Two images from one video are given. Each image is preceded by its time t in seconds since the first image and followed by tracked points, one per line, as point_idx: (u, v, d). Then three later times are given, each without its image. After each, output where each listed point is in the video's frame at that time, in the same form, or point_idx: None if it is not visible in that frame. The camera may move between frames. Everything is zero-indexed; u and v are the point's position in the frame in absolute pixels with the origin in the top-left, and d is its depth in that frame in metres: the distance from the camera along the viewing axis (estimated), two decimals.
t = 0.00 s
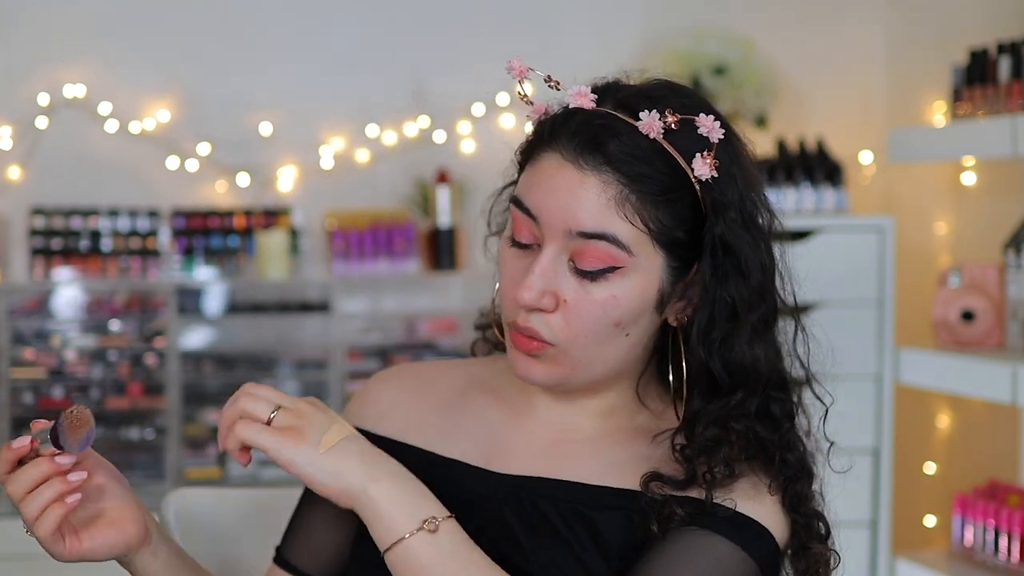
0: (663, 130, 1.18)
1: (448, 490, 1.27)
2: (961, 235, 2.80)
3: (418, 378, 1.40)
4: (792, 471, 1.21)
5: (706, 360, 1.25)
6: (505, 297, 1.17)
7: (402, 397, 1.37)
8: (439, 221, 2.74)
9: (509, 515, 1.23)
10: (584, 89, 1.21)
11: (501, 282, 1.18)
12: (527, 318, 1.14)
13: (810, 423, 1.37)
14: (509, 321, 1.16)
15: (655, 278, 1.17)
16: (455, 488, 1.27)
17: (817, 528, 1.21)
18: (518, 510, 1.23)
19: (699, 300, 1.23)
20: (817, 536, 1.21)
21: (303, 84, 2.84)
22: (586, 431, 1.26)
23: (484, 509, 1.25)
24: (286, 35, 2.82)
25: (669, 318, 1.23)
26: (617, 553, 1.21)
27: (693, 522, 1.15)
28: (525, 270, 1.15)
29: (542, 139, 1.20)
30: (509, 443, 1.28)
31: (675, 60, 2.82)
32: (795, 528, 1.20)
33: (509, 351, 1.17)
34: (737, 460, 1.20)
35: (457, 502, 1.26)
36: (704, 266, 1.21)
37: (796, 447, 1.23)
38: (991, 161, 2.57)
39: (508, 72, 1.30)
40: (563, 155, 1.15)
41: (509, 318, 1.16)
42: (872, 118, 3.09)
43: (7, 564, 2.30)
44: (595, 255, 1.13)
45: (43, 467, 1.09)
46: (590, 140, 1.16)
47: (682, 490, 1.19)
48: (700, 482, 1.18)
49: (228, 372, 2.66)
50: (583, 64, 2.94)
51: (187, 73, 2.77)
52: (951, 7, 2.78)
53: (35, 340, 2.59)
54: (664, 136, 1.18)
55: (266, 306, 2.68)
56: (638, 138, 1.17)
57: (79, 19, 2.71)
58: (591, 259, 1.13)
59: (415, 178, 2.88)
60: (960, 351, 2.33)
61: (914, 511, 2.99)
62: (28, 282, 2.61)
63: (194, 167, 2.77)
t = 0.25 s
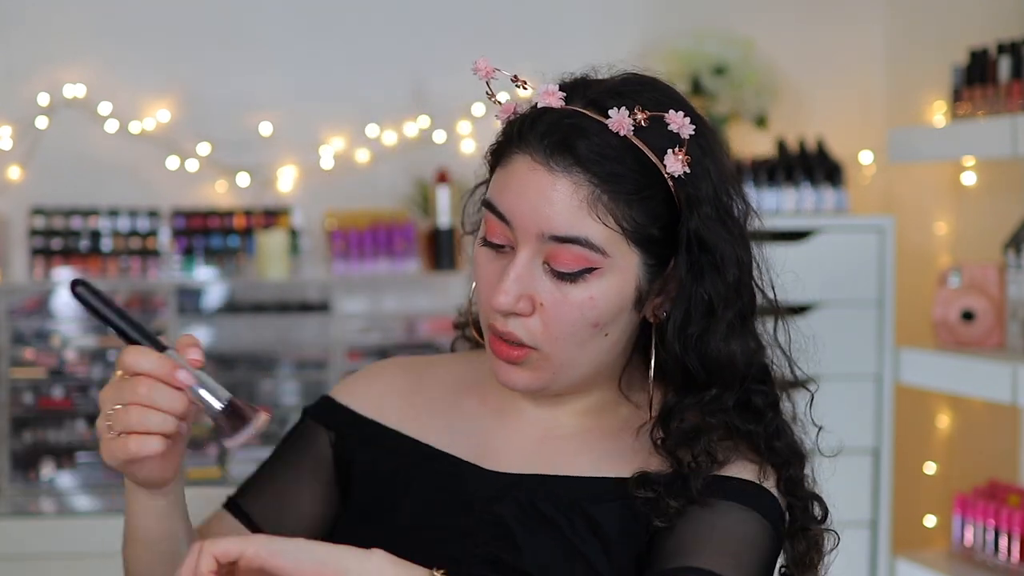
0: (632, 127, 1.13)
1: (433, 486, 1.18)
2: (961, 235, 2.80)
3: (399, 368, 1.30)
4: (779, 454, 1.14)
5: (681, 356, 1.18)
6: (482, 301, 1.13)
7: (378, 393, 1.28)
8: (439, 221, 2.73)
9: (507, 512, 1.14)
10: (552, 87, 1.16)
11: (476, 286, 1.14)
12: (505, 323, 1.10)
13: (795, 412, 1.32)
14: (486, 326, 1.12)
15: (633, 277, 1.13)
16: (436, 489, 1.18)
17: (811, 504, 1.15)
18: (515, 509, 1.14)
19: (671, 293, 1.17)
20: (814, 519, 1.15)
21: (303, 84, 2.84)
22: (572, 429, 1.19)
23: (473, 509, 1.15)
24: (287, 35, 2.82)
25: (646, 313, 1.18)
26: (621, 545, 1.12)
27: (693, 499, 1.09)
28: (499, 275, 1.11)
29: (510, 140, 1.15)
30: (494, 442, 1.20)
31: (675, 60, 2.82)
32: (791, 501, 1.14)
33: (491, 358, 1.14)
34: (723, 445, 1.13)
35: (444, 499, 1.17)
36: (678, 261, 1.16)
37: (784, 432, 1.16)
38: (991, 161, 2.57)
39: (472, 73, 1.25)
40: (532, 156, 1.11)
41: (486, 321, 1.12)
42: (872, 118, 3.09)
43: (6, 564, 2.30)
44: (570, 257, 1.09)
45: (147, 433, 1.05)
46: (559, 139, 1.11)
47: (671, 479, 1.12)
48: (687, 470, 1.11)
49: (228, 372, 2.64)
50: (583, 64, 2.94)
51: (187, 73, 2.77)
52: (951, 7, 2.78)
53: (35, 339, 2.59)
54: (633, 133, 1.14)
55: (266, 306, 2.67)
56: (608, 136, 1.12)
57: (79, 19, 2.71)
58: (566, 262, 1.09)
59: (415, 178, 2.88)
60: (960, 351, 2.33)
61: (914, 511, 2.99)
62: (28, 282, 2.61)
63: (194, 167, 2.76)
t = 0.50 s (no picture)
0: (641, 141, 1.10)
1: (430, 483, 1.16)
2: (961, 235, 2.80)
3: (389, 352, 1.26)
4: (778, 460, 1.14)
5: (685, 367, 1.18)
6: (482, 315, 1.10)
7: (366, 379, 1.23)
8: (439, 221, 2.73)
9: (508, 509, 1.13)
10: (554, 95, 1.12)
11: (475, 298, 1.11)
12: (509, 338, 1.08)
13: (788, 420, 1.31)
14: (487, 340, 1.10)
15: (637, 291, 1.11)
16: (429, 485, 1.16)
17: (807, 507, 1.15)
18: (516, 507, 1.13)
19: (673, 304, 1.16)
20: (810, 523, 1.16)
21: (303, 84, 2.84)
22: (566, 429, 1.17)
23: (474, 506, 1.14)
24: (286, 35, 2.82)
25: (647, 323, 1.16)
26: (625, 544, 1.13)
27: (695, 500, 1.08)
28: (502, 289, 1.08)
29: (511, 150, 1.12)
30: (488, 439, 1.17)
31: (675, 59, 2.82)
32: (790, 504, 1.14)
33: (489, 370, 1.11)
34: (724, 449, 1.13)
35: (440, 494, 1.15)
36: (683, 274, 1.15)
37: (784, 440, 1.16)
38: (991, 161, 2.57)
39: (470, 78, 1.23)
40: (538, 169, 1.08)
41: (487, 334, 1.10)
42: (872, 118, 3.09)
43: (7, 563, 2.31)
44: (577, 274, 1.07)
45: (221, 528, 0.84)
46: (566, 152, 1.08)
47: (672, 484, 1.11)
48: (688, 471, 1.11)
49: (228, 372, 2.66)
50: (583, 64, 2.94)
51: (187, 73, 2.77)
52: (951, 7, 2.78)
53: (35, 340, 2.59)
54: (642, 147, 1.11)
55: (266, 306, 2.68)
56: (615, 149, 1.10)
57: (79, 19, 2.71)
58: (572, 278, 1.07)
59: (415, 178, 2.88)
60: (960, 351, 2.33)
61: (914, 511, 2.99)
62: (28, 282, 2.61)
63: (194, 167, 2.77)
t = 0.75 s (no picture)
0: (653, 139, 1.08)
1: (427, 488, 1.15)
2: (961, 235, 2.80)
3: (384, 352, 1.25)
4: (785, 469, 1.13)
5: (693, 370, 1.17)
6: (485, 314, 1.08)
7: (361, 383, 1.22)
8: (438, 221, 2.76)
9: (507, 515, 1.12)
10: (561, 92, 1.10)
11: (478, 297, 1.08)
12: (515, 341, 1.06)
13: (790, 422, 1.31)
14: (491, 341, 1.08)
15: (645, 291, 1.10)
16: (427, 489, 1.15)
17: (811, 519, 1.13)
18: (515, 513, 1.12)
19: (682, 305, 1.15)
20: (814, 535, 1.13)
21: (303, 84, 2.84)
22: (565, 433, 1.16)
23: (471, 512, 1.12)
24: (286, 35, 2.82)
25: (652, 322, 1.15)
26: (626, 552, 1.12)
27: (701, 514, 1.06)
28: (508, 289, 1.06)
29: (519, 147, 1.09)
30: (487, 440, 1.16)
31: (675, 59, 2.82)
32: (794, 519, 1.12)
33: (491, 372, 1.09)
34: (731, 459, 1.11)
35: (437, 500, 1.14)
36: (692, 274, 1.14)
37: (791, 449, 1.15)
38: (991, 161, 2.57)
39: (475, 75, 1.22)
40: (547, 168, 1.05)
41: (491, 334, 1.07)
42: (872, 118, 3.09)
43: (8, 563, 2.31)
44: (585, 276, 1.05)
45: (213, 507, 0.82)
46: (577, 151, 1.06)
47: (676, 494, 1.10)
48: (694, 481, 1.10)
49: (228, 372, 2.66)
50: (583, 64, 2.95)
51: (187, 73, 2.77)
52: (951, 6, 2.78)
53: (35, 340, 2.59)
54: (654, 145, 1.09)
55: (266, 306, 2.68)
56: (627, 149, 1.07)
57: (79, 19, 2.71)
58: (581, 281, 1.05)
59: (415, 178, 2.88)
60: (960, 351, 2.33)
61: (914, 511, 2.99)
62: (28, 282, 2.60)
63: (194, 167, 2.76)
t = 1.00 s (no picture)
0: (629, 124, 1.11)
1: (411, 502, 1.14)
2: (961, 235, 2.80)
3: (344, 368, 1.23)
4: (769, 460, 1.17)
5: (674, 360, 1.20)
6: (463, 311, 1.09)
7: (339, 401, 1.20)
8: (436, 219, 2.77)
9: (495, 522, 1.13)
10: (532, 81, 1.12)
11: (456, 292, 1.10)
12: (497, 335, 1.07)
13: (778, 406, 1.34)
14: (471, 336, 1.09)
15: (626, 278, 1.12)
16: (411, 500, 1.14)
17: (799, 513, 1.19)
18: (505, 518, 1.13)
19: (662, 292, 1.18)
20: (805, 526, 1.19)
21: (303, 84, 2.84)
22: (544, 432, 1.18)
23: (459, 521, 1.13)
24: (286, 35, 2.82)
25: (633, 313, 1.17)
26: (617, 555, 1.14)
27: (693, 514, 1.11)
28: (488, 284, 1.07)
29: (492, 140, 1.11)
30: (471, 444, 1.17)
31: (675, 59, 2.81)
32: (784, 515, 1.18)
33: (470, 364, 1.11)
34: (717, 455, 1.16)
35: (423, 511, 1.14)
36: (671, 261, 1.17)
37: (773, 439, 1.19)
38: (991, 161, 2.57)
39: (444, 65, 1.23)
40: (523, 159, 1.07)
41: (472, 329, 1.09)
42: (872, 118, 3.09)
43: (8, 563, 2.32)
44: (566, 266, 1.07)
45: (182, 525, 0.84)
46: (552, 141, 1.08)
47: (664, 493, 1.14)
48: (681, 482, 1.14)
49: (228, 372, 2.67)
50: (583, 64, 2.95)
51: (187, 73, 2.77)
52: (951, 6, 2.78)
53: (35, 340, 2.59)
54: (629, 130, 1.11)
55: (266, 306, 2.68)
56: (602, 135, 1.09)
57: (79, 19, 2.71)
58: (561, 269, 1.07)
59: (415, 178, 2.88)
60: (960, 351, 2.33)
61: (914, 511, 2.99)
62: (28, 282, 2.61)
63: (194, 167, 2.77)
